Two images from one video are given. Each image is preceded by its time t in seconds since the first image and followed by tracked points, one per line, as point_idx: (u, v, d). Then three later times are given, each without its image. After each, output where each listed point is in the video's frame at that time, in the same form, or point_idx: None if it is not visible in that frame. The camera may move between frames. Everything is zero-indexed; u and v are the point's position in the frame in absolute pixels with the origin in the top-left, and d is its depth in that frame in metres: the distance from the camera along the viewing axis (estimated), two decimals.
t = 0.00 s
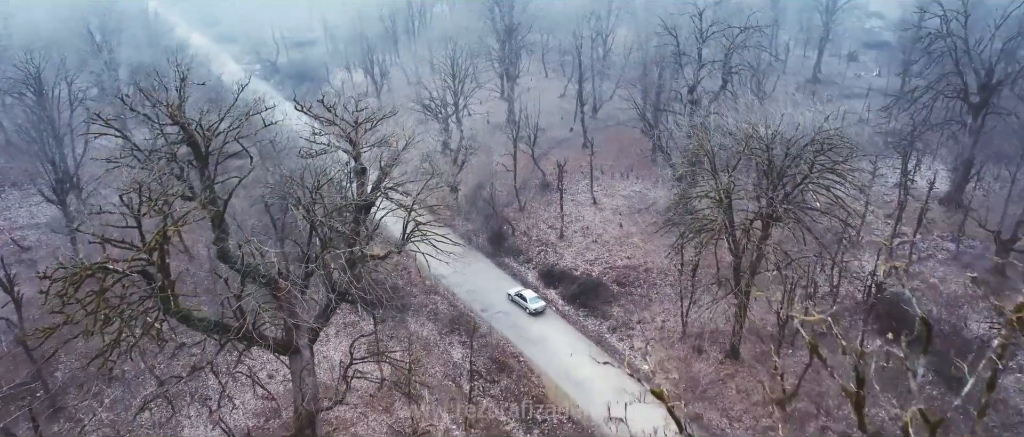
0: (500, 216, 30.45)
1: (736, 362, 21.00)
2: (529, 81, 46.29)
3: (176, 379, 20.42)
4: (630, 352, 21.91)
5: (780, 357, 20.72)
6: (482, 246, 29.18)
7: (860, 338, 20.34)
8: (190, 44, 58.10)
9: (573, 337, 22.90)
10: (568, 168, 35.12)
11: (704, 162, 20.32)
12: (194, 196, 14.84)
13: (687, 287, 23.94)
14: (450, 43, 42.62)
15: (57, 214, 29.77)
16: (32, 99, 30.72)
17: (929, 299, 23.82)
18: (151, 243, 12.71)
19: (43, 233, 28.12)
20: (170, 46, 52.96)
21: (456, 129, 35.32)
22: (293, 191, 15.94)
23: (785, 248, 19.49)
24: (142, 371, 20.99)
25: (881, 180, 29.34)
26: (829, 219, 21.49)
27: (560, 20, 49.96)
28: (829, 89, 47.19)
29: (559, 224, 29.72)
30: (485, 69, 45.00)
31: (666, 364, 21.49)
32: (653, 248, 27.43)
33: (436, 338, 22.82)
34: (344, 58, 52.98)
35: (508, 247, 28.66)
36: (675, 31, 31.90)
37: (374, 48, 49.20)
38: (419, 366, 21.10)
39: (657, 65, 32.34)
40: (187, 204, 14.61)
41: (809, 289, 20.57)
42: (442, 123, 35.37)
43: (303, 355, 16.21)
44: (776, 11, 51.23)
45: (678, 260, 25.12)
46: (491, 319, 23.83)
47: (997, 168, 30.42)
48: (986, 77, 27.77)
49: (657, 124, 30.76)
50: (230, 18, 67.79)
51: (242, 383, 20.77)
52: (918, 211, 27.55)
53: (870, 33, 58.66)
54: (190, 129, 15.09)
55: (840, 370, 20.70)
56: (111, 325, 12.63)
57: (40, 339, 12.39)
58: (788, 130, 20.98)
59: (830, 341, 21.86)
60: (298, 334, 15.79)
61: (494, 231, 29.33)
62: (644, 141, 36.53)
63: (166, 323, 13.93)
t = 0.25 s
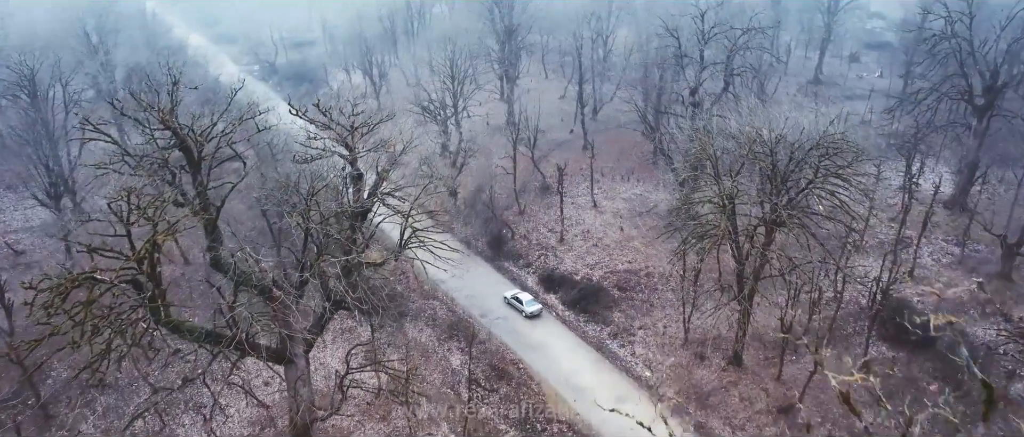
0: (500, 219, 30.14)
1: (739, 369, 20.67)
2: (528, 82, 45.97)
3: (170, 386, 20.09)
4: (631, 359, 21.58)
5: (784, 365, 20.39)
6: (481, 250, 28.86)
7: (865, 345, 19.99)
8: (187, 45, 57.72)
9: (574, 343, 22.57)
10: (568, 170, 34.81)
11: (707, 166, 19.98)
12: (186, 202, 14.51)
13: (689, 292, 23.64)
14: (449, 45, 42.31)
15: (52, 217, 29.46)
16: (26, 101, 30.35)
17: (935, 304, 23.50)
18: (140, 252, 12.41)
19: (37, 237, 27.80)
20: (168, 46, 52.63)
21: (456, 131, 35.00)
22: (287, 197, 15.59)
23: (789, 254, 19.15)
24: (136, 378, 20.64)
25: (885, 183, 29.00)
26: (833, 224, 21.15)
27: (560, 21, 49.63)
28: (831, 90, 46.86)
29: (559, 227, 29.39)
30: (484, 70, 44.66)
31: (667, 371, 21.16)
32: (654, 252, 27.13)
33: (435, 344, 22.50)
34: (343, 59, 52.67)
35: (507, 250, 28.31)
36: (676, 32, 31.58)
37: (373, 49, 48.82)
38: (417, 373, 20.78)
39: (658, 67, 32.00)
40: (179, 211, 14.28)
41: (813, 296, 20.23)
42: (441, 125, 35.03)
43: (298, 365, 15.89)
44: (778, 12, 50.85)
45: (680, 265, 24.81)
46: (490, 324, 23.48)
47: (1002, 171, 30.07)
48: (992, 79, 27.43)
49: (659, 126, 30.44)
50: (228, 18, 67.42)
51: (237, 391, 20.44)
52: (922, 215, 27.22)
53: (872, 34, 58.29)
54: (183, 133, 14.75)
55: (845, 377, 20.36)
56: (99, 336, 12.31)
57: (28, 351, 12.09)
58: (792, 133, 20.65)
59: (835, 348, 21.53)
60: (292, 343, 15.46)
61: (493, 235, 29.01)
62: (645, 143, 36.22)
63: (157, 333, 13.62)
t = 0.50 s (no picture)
0: (500, 222, 29.87)
1: (742, 375, 20.39)
2: (528, 83, 45.69)
3: (165, 393, 19.79)
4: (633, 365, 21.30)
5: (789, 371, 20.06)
6: (481, 253, 28.55)
7: (870, 351, 19.70)
8: (186, 46, 57.38)
9: (574, 348, 22.29)
10: (569, 173, 34.51)
11: (709, 171, 19.72)
12: (179, 208, 14.23)
13: (690, 297, 23.36)
14: (449, 46, 42.03)
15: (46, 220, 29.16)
16: (21, 103, 30.04)
17: (940, 309, 23.16)
18: (130, 260, 12.09)
19: (31, 240, 27.50)
20: (166, 48, 52.36)
21: (455, 133, 34.74)
22: (282, 202, 15.28)
23: (793, 259, 18.86)
24: (131, 384, 20.35)
25: (888, 185, 28.70)
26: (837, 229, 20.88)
27: (560, 21, 49.35)
28: (833, 92, 46.58)
29: (559, 230, 29.09)
30: (484, 71, 44.38)
31: (669, 377, 20.87)
32: (655, 255, 26.87)
33: (434, 350, 22.22)
34: (341, 60, 52.41)
35: (507, 254, 28.01)
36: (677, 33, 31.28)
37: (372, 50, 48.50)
38: (415, 380, 20.47)
39: (659, 68, 31.72)
40: (172, 217, 14.00)
41: (817, 301, 19.95)
42: (440, 127, 34.75)
43: (294, 373, 15.57)
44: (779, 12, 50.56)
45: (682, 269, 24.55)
46: (489, 330, 23.18)
47: (1007, 173, 29.72)
48: (996, 81, 27.09)
49: (660, 128, 30.14)
50: (227, 18, 67.14)
51: (233, 398, 20.12)
52: (926, 218, 26.88)
53: (873, 34, 58.00)
54: (175, 138, 14.46)
55: (850, 384, 20.03)
56: (89, 346, 11.99)
57: (16, 362, 11.77)
58: (795, 137, 20.38)
59: (839, 354, 21.23)
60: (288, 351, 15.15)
61: (493, 238, 28.72)
62: (646, 145, 35.91)
63: (149, 342, 13.32)
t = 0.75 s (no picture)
0: (499, 226, 29.54)
1: (744, 383, 20.07)
2: (528, 84, 45.36)
3: (158, 401, 19.46)
4: (634, 372, 21.00)
5: (792, 379, 19.74)
6: (480, 257, 28.21)
7: (876, 358, 19.35)
8: (183, 47, 56.99)
9: (574, 355, 21.98)
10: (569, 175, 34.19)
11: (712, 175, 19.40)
12: (170, 215, 13.88)
13: (692, 302, 23.04)
14: (448, 47, 41.69)
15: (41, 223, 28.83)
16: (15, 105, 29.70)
17: (946, 314, 22.80)
18: (117, 271, 11.69)
19: (25, 244, 27.17)
20: (164, 49, 52.06)
21: (454, 136, 34.40)
22: (276, 209, 14.92)
23: (798, 265, 18.52)
24: (124, 392, 20.03)
25: (892, 189, 28.36)
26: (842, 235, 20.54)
27: (560, 22, 49.00)
28: (835, 93, 46.28)
29: (559, 234, 28.76)
30: (483, 72, 44.04)
31: (671, 384, 20.53)
32: (656, 259, 26.55)
33: (432, 357, 21.90)
34: (340, 61, 52.07)
35: (507, 258, 27.67)
36: (679, 35, 30.94)
37: (371, 51, 48.13)
38: (413, 387, 20.13)
39: (660, 70, 31.37)
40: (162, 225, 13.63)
41: (822, 308, 19.61)
42: (439, 129, 34.44)
43: (288, 383, 15.25)
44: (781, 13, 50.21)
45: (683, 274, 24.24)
46: (488, 336, 22.83)
47: (1012, 176, 29.37)
48: (1002, 83, 26.73)
49: (661, 130, 29.81)
50: (226, 18, 66.81)
51: (227, 406, 19.80)
52: (931, 222, 26.54)
53: (875, 35, 57.58)
54: (166, 143, 14.10)
55: (855, 391, 19.69)
56: (76, 358, 11.62)
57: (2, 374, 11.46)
58: (799, 141, 20.05)
59: (843, 361, 20.92)
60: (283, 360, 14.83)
61: (492, 242, 28.40)
62: (646, 147, 35.61)
63: (139, 353, 12.99)
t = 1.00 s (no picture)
0: (499, 229, 29.26)
1: (748, 390, 19.78)
2: (528, 85, 45.08)
3: (152, 408, 19.16)
4: (636, 379, 20.72)
5: (796, 386, 19.45)
6: (479, 261, 27.90)
7: (882, 365, 19.04)
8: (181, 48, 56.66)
9: (574, 360, 21.70)
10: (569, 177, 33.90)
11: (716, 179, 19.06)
12: (163, 222, 13.56)
13: (694, 307, 22.76)
14: (447, 48, 41.41)
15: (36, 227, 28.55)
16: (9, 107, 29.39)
17: (951, 319, 22.49)
18: (106, 281, 11.32)
19: (20, 248, 26.89)
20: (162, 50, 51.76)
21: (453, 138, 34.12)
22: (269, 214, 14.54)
23: (804, 271, 18.17)
24: (118, 399, 19.74)
25: (896, 192, 28.06)
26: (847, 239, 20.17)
27: (560, 23, 48.70)
28: (837, 94, 45.99)
29: (559, 237, 28.47)
30: (483, 74, 43.74)
31: (673, 391, 20.23)
32: (657, 263, 26.28)
33: (430, 363, 21.61)
34: (339, 62, 51.79)
35: (506, 262, 27.35)
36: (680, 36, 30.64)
37: (369, 52, 47.78)
38: (411, 394, 19.83)
39: (661, 72, 31.10)
40: (154, 232, 13.31)
41: (827, 314, 19.30)
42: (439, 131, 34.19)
43: (284, 392, 14.96)
44: (781, 14, 49.94)
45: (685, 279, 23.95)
46: (488, 342, 22.49)
47: (1016, 179, 29.05)
48: (1007, 85, 26.39)
49: (662, 133, 29.50)
50: (224, 19, 66.52)
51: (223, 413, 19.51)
52: (935, 226, 26.23)
53: (876, 36, 57.22)
54: (158, 149, 13.78)
55: (860, 399, 19.38)
56: (65, 369, 11.30)
57: None
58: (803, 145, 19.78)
59: (848, 367, 20.62)
60: (279, 369, 14.54)
61: (491, 246, 28.10)
62: (647, 149, 35.36)
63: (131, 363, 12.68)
